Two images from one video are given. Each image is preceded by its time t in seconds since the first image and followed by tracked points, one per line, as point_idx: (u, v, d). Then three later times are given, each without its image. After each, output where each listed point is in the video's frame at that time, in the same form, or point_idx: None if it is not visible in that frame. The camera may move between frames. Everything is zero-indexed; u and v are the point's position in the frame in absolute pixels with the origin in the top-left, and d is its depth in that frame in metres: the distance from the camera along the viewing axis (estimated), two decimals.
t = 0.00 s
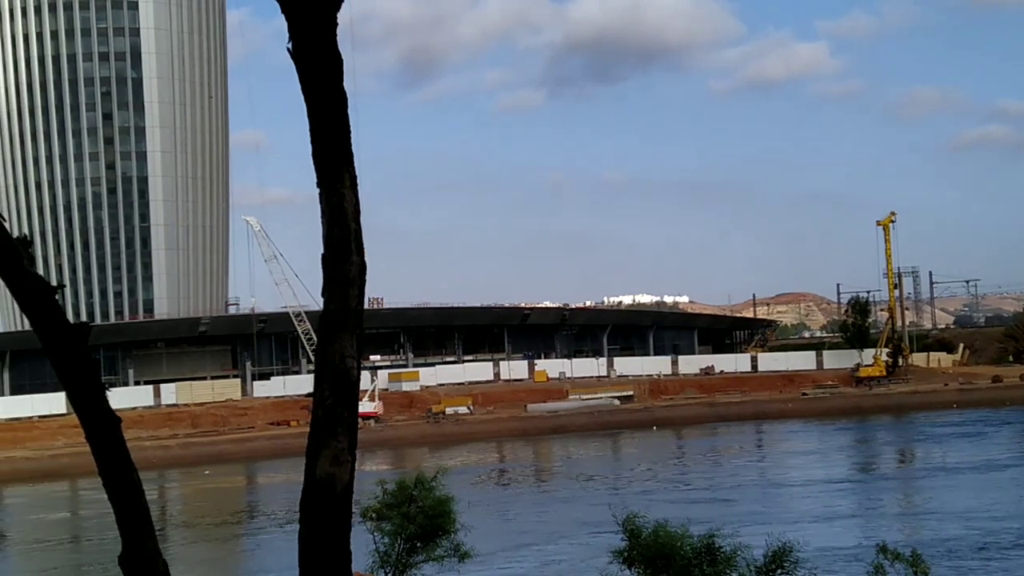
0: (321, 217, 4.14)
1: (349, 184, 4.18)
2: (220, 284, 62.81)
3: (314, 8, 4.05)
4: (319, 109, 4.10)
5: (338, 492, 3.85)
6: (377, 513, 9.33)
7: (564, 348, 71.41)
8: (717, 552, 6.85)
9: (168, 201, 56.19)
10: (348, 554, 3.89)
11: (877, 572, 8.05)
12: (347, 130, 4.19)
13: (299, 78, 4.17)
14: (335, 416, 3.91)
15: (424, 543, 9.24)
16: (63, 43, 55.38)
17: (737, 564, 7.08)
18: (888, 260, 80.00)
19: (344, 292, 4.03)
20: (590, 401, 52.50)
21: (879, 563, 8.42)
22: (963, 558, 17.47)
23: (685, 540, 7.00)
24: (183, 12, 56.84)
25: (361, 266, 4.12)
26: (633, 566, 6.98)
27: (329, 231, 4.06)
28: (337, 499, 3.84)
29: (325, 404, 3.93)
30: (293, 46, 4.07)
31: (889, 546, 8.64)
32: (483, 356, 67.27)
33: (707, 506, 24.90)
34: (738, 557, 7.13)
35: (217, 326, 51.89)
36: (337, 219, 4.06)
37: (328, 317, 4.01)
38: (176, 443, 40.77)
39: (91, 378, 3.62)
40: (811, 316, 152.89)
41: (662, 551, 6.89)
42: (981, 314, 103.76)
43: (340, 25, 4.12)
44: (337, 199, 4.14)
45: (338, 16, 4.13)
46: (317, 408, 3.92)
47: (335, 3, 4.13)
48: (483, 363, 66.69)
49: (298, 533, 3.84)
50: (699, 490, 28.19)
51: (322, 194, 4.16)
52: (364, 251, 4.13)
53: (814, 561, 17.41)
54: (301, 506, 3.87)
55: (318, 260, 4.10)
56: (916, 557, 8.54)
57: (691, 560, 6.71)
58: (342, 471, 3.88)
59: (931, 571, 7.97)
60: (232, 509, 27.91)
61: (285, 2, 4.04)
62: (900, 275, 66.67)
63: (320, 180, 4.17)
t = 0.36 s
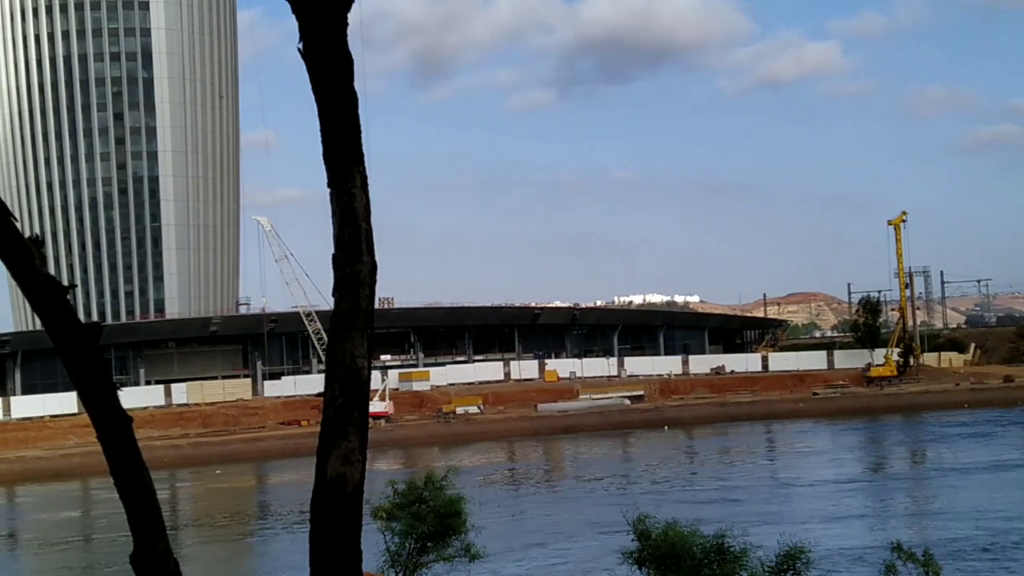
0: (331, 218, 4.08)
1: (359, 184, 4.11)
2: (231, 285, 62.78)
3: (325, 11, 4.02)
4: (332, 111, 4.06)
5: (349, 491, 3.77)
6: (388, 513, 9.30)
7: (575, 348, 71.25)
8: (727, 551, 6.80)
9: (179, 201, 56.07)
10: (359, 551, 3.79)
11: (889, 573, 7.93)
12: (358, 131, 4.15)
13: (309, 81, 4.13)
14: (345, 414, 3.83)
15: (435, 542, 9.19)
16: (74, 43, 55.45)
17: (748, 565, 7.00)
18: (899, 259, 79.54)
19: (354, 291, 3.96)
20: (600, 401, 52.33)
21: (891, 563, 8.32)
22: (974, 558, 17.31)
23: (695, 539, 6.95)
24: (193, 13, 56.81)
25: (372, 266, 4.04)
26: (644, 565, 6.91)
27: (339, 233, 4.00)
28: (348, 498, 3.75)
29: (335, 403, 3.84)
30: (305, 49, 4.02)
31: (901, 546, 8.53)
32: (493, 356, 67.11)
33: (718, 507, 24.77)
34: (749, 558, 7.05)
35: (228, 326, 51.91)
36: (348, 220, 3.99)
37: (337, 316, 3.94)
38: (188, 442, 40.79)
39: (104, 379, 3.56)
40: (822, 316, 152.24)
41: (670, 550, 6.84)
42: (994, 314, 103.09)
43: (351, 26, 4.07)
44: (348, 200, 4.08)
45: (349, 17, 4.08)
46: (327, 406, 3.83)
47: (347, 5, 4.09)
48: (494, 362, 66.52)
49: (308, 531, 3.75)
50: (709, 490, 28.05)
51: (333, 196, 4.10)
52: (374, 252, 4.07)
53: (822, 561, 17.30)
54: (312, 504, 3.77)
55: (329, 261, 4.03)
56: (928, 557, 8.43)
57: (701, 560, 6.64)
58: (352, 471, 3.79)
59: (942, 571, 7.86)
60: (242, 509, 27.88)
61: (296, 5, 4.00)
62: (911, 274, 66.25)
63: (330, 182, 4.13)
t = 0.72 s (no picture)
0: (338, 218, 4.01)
1: (367, 182, 4.04)
2: (239, 284, 62.77)
3: (334, 9, 3.97)
4: (339, 111, 4.00)
5: (356, 492, 3.70)
6: (394, 512, 9.26)
7: (583, 347, 71.18)
8: (732, 551, 6.76)
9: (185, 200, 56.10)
10: (368, 551, 3.72)
11: (896, 574, 7.84)
12: (365, 129, 4.08)
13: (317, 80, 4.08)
14: (353, 414, 3.76)
15: (441, 542, 9.17)
16: (82, 43, 55.51)
17: (754, 566, 6.93)
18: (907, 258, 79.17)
19: (362, 291, 3.89)
20: (608, 401, 52.22)
21: (898, 564, 8.23)
22: (981, 558, 17.19)
23: (701, 539, 6.92)
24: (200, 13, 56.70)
25: (379, 266, 3.97)
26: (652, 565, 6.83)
27: (347, 232, 3.92)
28: (355, 499, 3.69)
29: (343, 402, 3.78)
30: (312, 49, 3.96)
31: (907, 546, 8.43)
32: (500, 355, 67.03)
33: (725, 506, 24.68)
34: (754, 559, 6.98)
35: (236, 326, 51.89)
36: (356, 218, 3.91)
37: (345, 316, 3.87)
38: (195, 442, 40.78)
39: (112, 378, 3.47)
40: (829, 315, 151.98)
41: (674, 551, 6.78)
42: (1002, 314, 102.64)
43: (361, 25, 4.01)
44: (356, 199, 4.00)
45: (358, 16, 4.02)
46: (334, 404, 3.76)
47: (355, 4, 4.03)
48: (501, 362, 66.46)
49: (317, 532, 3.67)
50: (715, 491, 27.94)
51: (340, 193, 4.02)
52: (382, 252, 3.99)
53: (827, 560, 17.22)
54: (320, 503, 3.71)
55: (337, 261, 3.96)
56: (933, 556, 8.35)
57: (706, 560, 6.59)
58: (360, 471, 3.71)
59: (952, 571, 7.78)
60: (249, 509, 27.85)
61: (304, 5, 3.96)
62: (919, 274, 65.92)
63: (337, 181, 4.06)
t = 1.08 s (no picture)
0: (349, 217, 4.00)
1: (378, 183, 4.03)
2: (249, 284, 62.87)
3: (343, 10, 3.96)
4: (349, 111, 3.99)
5: (367, 493, 3.71)
6: (406, 512, 9.26)
7: (593, 347, 71.05)
8: (741, 550, 6.73)
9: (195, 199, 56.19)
10: (378, 549, 3.72)
11: (908, 574, 7.77)
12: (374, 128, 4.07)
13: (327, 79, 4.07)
14: (363, 415, 3.76)
15: (452, 542, 9.16)
16: (93, 44, 55.93)
17: (763, 565, 6.90)
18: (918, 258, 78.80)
19: (373, 291, 3.87)
20: (618, 400, 52.13)
21: (909, 564, 8.17)
22: (992, 558, 17.09)
23: (710, 539, 6.88)
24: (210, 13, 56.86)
25: (390, 267, 3.96)
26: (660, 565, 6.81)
27: (358, 231, 3.91)
28: (365, 500, 3.69)
29: (354, 402, 3.77)
30: (323, 48, 3.95)
31: (918, 547, 8.36)
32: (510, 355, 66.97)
33: (735, 506, 24.60)
34: (763, 557, 6.95)
35: (246, 326, 51.96)
36: (366, 219, 3.91)
37: (355, 317, 3.86)
38: (205, 441, 40.85)
39: (122, 377, 3.44)
40: (839, 315, 151.57)
41: (682, 550, 6.78)
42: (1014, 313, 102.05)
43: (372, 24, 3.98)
44: (366, 199, 3.99)
45: (368, 16, 4.00)
46: (346, 404, 3.76)
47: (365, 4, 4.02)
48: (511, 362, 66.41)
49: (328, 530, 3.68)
50: (725, 490, 27.85)
51: (351, 192, 4.01)
52: (393, 252, 3.98)
53: (836, 560, 17.13)
54: (331, 504, 3.71)
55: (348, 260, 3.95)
56: (944, 556, 8.27)
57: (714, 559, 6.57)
58: (371, 471, 3.72)
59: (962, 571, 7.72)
60: (259, 509, 27.86)
61: (315, 4, 3.94)
62: (930, 273, 65.57)
63: (349, 181, 4.04)
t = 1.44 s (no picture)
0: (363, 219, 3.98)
1: (391, 184, 4.01)
2: (263, 285, 63.03)
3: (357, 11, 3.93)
4: (363, 112, 3.98)
5: (381, 496, 3.68)
6: (420, 512, 9.24)
7: (606, 347, 70.92)
8: (755, 550, 6.68)
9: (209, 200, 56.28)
10: (392, 550, 3.71)
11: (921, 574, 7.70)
12: (388, 128, 4.06)
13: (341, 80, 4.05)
14: (378, 415, 3.73)
15: (466, 542, 9.12)
16: (106, 45, 56.11)
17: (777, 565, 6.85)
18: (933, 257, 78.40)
19: (386, 291, 3.86)
20: (632, 400, 52.01)
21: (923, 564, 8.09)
22: (1007, 558, 16.97)
23: (724, 541, 6.82)
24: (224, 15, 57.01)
25: (403, 269, 3.94)
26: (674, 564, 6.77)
27: (371, 231, 3.91)
28: (378, 504, 3.66)
29: (368, 403, 3.76)
30: (336, 49, 3.93)
31: (931, 547, 8.29)
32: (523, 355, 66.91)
33: (749, 506, 24.51)
34: (777, 558, 6.90)
35: (260, 326, 52.06)
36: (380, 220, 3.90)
37: (369, 317, 3.84)
38: (219, 442, 40.97)
39: (138, 380, 3.42)
40: (853, 314, 150.96)
41: (698, 551, 6.73)
42: None
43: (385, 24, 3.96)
44: (380, 201, 3.98)
45: (382, 17, 3.98)
46: (359, 405, 3.74)
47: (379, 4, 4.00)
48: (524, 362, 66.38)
49: (342, 530, 3.66)
50: (740, 490, 27.75)
51: (365, 194, 4.00)
52: (406, 252, 3.96)
53: (848, 558, 17.05)
54: (345, 505, 3.70)
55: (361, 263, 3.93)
56: (958, 556, 8.20)
57: (728, 558, 6.53)
58: (385, 471, 3.70)
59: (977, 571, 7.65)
60: (273, 509, 27.89)
61: (327, 4, 3.92)
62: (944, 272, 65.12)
63: (362, 181, 4.03)
